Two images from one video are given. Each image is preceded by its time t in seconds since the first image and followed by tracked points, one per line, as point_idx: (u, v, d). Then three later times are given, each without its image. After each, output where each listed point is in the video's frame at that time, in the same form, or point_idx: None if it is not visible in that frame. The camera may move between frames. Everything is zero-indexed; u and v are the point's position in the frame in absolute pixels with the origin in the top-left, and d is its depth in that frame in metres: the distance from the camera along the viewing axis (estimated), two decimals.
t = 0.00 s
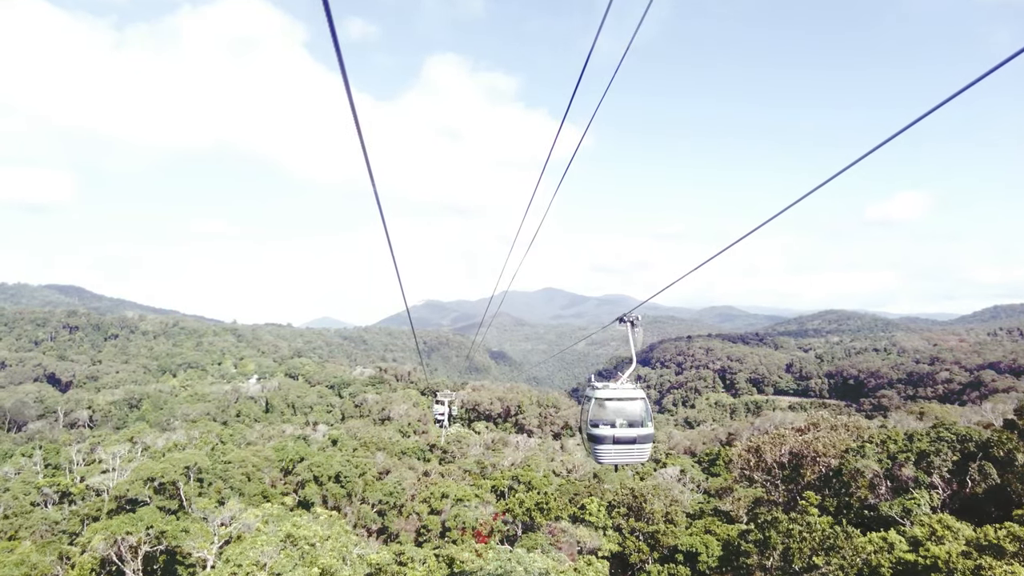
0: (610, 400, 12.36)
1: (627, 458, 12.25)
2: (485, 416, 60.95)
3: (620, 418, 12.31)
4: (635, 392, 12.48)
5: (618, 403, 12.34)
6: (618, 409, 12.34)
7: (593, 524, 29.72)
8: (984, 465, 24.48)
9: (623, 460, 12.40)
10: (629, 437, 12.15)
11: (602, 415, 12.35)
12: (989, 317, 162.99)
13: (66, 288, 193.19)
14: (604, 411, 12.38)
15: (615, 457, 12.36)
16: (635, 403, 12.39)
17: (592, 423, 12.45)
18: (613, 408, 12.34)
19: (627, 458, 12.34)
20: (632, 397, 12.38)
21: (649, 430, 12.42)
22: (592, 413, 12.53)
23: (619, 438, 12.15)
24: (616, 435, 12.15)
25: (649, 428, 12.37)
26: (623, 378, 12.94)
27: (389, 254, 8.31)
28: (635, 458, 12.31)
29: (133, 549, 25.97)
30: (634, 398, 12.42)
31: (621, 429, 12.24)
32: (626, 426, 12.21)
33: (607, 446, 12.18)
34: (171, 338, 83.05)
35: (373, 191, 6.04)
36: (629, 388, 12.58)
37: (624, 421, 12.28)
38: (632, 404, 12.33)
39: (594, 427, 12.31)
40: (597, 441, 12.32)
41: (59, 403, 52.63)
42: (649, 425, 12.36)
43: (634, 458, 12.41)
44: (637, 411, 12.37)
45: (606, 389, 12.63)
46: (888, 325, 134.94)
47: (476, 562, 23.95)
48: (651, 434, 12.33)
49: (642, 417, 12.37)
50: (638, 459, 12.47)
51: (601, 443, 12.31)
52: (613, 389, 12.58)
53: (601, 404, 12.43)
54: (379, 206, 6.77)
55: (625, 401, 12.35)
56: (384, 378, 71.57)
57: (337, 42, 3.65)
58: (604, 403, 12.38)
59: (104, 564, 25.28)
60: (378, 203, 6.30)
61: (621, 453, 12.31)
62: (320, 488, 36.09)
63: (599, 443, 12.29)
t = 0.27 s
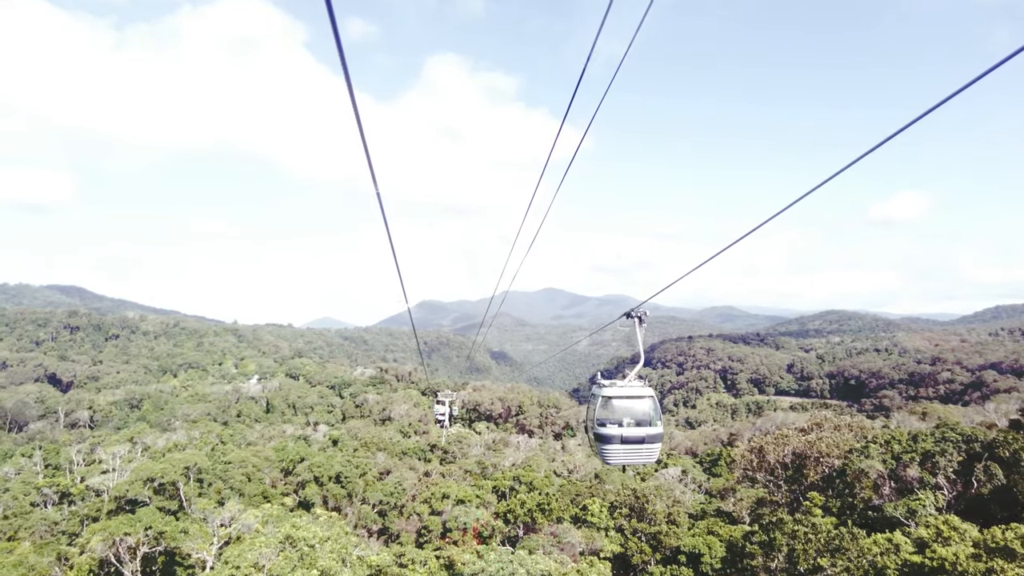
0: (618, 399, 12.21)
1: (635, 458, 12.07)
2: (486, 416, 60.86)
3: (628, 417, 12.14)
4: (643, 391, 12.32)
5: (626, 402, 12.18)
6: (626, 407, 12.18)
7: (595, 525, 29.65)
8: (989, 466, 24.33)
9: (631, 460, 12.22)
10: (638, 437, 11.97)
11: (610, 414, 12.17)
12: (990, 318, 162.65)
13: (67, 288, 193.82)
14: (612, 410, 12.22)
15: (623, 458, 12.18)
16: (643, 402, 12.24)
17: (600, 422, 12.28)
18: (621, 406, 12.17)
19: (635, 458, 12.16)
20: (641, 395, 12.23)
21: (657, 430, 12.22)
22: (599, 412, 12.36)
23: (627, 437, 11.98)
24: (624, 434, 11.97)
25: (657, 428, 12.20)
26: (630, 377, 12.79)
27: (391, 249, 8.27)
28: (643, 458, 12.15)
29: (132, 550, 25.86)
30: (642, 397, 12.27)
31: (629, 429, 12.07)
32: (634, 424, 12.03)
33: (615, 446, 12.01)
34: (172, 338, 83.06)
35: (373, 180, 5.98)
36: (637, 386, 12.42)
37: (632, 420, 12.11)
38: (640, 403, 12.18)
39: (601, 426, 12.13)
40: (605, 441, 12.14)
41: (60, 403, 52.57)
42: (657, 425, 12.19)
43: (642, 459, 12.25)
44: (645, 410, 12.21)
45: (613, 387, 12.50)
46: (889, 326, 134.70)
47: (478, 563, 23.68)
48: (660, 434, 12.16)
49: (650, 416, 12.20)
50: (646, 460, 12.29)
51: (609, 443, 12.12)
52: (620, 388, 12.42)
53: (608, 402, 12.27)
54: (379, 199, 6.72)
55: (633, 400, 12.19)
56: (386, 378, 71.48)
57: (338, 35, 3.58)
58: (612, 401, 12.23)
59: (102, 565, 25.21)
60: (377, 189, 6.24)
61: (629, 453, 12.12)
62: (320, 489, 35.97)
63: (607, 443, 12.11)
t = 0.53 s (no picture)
0: (626, 397, 11.98)
1: (644, 458, 11.89)
2: (488, 416, 60.78)
3: (636, 417, 11.95)
4: (651, 389, 12.13)
5: (634, 400, 11.98)
6: (634, 407, 11.98)
7: (597, 526, 29.51)
8: (996, 467, 24.17)
9: (639, 460, 12.03)
10: (646, 436, 11.79)
11: (617, 413, 11.97)
12: (992, 317, 162.37)
13: (69, 287, 194.16)
14: (620, 409, 12.02)
15: (631, 458, 11.98)
16: (652, 401, 12.04)
17: (608, 421, 12.07)
18: (629, 406, 11.97)
19: (644, 458, 11.98)
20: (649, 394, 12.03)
21: (667, 429, 12.03)
22: (606, 411, 12.15)
23: (636, 437, 11.78)
24: (633, 434, 11.78)
25: (667, 427, 12.02)
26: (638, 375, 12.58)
27: (395, 256, 8.19)
28: (653, 458, 11.99)
29: (132, 551, 25.76)
30: (651, 396, 12.06)
31: (638, 428, 11.87)
32: (643, 424, 11.84)
33: (623, 446, 11.81)
34: (174, 338, 83.13)
35: (377, 190, 5.81)
36: (645, 385, 12.22)
37: (641, 420, 11.91)
38: (648, 402, 11.97)
39: (610, 426, 11.91)
40: (613, 441, 11.94)
41: (62, 404, 52.49)
42: (666, 424, 12.01)
43: (650, 459, 12.07)
44: (653, 409, 12.01)
45: (622, 385, 12.29)
46: (891, 326, 134.46)
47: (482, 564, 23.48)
48: (669, 433, 11.97)
49: (659, 415, 12.01)
50: (655, 460, 12.11)
51: (617, 443, 11.92)
52: (628, 386, 12.22)
53: (617, 401, 12.04)
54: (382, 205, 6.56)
55: (641, 399, 12.00)
56: (387, 379, 71.43)
57: (341, 39, 3.42)
58: (620, 400, 12.02)
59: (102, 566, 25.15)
60: (381, 200, 6.06)
61: (638, 454, 11.94)
62: (321, 490, 35.81)
63: (616, 443, 11.91)
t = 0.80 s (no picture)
0: (635, 395, 11.88)
1: (654, 458, 11.71)
2: (490, 416, 60.73)
3: (645, 416, 11.80)
4: (662, 388, 12.00)
5: (642, 399, 11.87)
6: (643, 405, 11.86)
7: (600, 527, 29.23)
8: (1004, 468, 23.87)
9: (649, 460, 11.86)
10: (657, 436, 11.62)
11: (626, 411, 11.83)
12: (996, 317, 161.55)
13: (73, 288, 194.66)
14: (629, 408, 11.88)
15: (641, 459, 11.81)
16: (660, 399, 11.91)
17: (616, 420, 11.93)
18: (638, 404, 11.84)
19: (653, 458, 11.79)
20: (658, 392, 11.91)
21: (677, 429, 11.85)
22: (615, 410, 12.02)
23: (646, 437, 11.62)
24: (642, 433, 11.62)
25: (677, 427, 11.85)
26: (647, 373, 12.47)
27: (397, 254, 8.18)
28: (662, 459, 11.79)
29: (132, 552, 25.68)
30: (660, 394, 11.94)
31: (647, 428, 11.71)
32: (652, 423, 11.68)
33: (633, 446, 11.64)
34: (177, 339, 83.27)
35: (380, 187, 5.70)
36: (654, 382, 12.09)
37: (650, 419, 11.77)
38: (658, 401, 11.84)
39: (619, 425, 11.77)
40: (622, 440, 11.76)
41: (65, 403, 52.46)
42: (676, 423, 11.85)
43: (660, 459, 11.89)
44: (663, 409, 11.86)
45: (632, 383, 12.18)
46: (894, 326, 133.84)
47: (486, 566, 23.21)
48: (680, 433, 11.80)
49: (669, 414, 11.84)
50: (664, 460, 11.94)
51: (626, 443, 11.76)
52: (638, 384, 12.10)
53: (626, 400, 11.92)
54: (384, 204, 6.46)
55: (651, 397, 11.88)
56: (390, 379, 71.37)
57: (342, 39, 3.51)
58: (628, 398, 11.90)
59: (104, 567, 25.15)
60: (383, 197, 5.95)
61: (647, 454, 11.76)
62: (324, 489, 35.62)
63: (624, 443, 11.74)
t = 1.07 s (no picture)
0: (649, 393, 11.69)
1: (667, 457, 11.59)
2: (497, 416, 60.55)
3: (659, 414, 11.59)
4: (677, 385, 11.78)
5: (656, 397, 11.65)
6: (657, 403, 11.65)
7: (608, 528, 29.06)
8: (1019, 469, 23.30)
9: (663, 460, 11.70)
10: (671, 434, 11.44)
11: (640, 409, 11.65)
12: (1006, 317, 159.17)
13: (82, 288, 196.25)
14: (642, 406, 11.70)
15: (655, 458, 11.67)
16: (675, 396, 11.68)
17: (629, 418, 11.77)
18: (651, 402, 11.66)
19: (667, 457, 11.67)
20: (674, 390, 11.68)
21: (692, 427, 11.63)
22: (628, 408, 11.85)
23: (659, 436, 11.47)
24: (656, 432, 11.47)
25: (692, 425, 11.64)
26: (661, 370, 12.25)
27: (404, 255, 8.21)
28: (676, 458, 11.65)
29: (139, 552, 25.71)
30: (675, 392, 11.70)
31: (661, 426, 11.53)
32: (666, 421, 11.49)
33: (646, 445, 11.51)
34: (185, 339, 83.68)
35: (386, 183, 5.63)
36: (668, 379, 11.85)
37: (663, 417, 11.58)
38: (672, 399, 11.62)
39: (632, 423, 11.62)
40: (635, 439, 11.65)
41: (74, 403, 52.72)
42: (691, 422, 11.63)
43: (675, 459, 11.71)
44: (678, 407, 11.63)
45: (645, 379, 11.98)
46: (903, 326, 132.32)
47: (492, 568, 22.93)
48: (695, 432, 11.59)
49: (684, 413, 11.61)
50: (679, 460, 11.76)
51: (639, 441, 11.63)
52: (652, 381, 11.89)
53: (639, 397, 11.74)
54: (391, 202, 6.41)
55: (666, 395, 11.66)
56: (396, 379, 71.32)
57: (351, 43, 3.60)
58: (642, 395, 11.72)
59: (111, 566, 25.12)
60: (388, 194, 5.91)
61: (661, 453, 11.64)
62: (330, 489, 35.53)
63: (637, 442, 11.63)
